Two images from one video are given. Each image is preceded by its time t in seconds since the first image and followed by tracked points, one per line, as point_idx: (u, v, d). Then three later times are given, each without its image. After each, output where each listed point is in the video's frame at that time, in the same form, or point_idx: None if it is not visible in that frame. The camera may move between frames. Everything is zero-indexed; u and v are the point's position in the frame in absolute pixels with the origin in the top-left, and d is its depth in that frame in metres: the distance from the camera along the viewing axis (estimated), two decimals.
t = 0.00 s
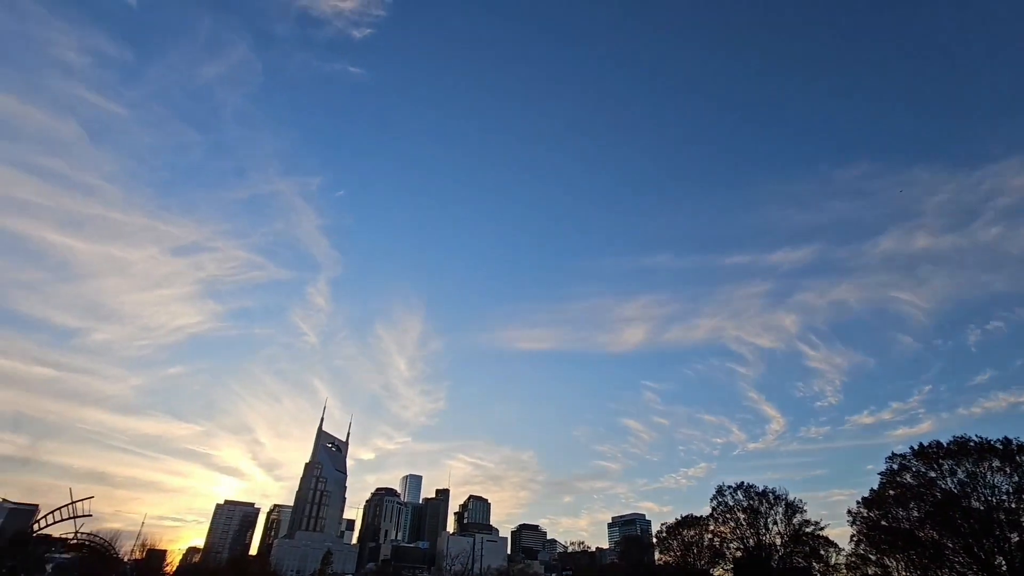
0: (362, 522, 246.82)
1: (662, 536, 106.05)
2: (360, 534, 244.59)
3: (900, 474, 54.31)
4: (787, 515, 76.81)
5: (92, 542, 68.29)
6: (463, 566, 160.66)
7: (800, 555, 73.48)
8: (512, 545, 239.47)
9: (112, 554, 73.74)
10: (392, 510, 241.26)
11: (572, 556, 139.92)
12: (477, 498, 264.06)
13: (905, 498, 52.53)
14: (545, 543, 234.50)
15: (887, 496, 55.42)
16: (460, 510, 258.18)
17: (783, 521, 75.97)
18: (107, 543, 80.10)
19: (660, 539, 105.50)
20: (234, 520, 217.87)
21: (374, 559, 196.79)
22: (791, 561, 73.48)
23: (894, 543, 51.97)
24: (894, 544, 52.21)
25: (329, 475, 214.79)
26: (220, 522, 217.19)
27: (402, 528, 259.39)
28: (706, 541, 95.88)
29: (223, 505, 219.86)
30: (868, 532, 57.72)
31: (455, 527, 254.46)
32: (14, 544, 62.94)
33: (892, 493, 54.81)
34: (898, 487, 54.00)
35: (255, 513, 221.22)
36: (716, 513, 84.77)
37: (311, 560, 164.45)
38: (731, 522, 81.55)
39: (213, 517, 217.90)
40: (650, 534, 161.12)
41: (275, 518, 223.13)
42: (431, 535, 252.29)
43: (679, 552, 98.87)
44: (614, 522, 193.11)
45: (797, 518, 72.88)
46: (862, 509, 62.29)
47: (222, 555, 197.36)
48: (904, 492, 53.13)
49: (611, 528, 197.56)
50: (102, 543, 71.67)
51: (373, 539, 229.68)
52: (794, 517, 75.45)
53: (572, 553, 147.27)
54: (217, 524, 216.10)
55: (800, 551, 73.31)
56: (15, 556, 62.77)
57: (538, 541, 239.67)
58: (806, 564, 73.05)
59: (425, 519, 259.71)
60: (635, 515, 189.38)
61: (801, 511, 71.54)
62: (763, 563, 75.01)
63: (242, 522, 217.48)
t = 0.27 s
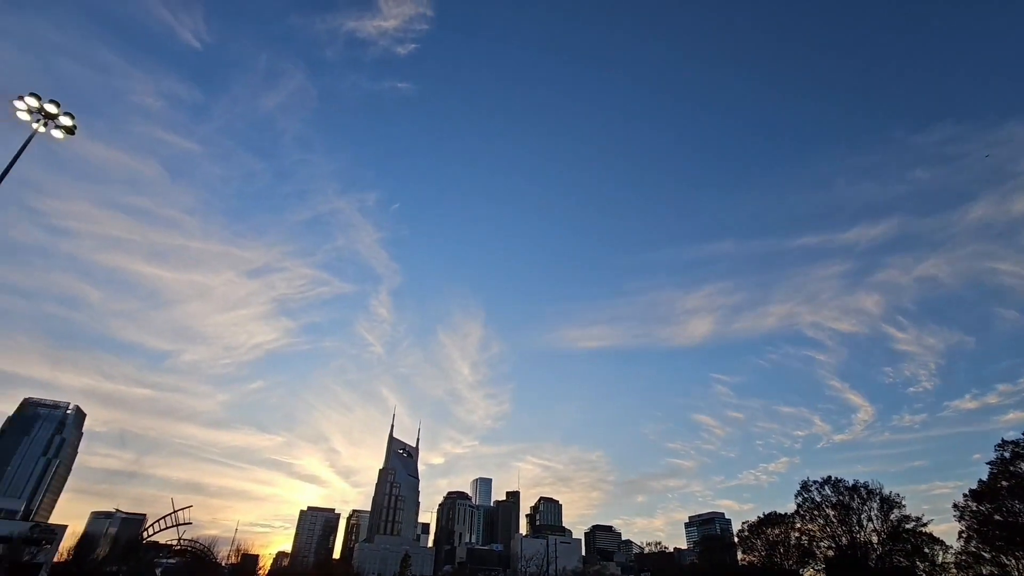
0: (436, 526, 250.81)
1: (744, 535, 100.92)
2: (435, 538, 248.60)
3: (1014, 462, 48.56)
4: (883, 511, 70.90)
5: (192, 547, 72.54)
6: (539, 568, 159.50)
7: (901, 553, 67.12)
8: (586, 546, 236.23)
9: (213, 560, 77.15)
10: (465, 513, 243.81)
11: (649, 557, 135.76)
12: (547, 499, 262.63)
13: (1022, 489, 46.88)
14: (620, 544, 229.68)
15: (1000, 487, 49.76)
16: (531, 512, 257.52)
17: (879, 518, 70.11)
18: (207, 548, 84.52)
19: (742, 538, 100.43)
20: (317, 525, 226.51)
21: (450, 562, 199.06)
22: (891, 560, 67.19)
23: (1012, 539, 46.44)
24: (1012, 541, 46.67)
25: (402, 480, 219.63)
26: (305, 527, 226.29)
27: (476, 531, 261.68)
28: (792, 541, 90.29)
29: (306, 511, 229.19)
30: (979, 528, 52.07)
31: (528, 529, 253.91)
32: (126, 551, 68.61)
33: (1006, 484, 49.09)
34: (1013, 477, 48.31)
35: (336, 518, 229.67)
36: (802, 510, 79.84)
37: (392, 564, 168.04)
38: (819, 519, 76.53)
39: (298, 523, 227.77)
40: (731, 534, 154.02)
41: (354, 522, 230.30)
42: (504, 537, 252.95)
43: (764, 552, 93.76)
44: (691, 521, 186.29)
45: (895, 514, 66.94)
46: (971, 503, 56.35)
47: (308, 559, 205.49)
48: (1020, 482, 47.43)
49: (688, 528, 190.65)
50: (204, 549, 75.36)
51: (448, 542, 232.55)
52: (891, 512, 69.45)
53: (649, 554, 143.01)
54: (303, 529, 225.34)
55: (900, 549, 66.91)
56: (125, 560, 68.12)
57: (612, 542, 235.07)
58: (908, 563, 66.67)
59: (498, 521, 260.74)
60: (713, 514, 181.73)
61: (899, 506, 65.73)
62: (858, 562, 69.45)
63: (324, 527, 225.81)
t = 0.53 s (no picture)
0: (483, 529, 251.15)
1: (800, 534, 96.76)
2: (483, 541, 249.05)
3: None
4: (954, 507, 66.22)
5: (251, 552, 74.36)
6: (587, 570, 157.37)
7: (973, 551, 62.17)
8: (635, 547, 232.27)
9: (271, 564, 78.75)
10: (511, 515, 243.50)
11: (702, 558, 132.00)
12: (594, 499, 259.53)
13: None
14: (671, 545, 224.72)
15: None
16: (578, 514, 255.04)
17: (949, 515, 65.59)
18: (264, 553, 86.61)
19: (799, 538, 96.25)
20: (367, 530, 230.20)
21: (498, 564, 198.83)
22: (962, 559, 62.33)
23: None
24: None
25: (447, 484, 221.03)
26: (356, 532, 230.21)
27: (522, 533, 260.93)
28: (854, 540, 85.74)
29: (356, 516, 233.24)
30: None
31: (575, 531, 251.42)
32: (190, 556, 71.01)
33: None
34: None
35: (384, 522, 233.15)
36: (864, 508, 75.82)
37: (441, 567, 169.02)
38: (882, 517, 72.51)
39: (349, 527, 231.92)
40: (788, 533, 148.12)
41: (403, 526, 233.08)
42: (551, 539, 251.28)
43: (823, 551, 89.60)
44: (744, 520, 180.45)
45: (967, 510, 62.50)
46: None
47: (360, 563, 209.03)
48: None
49: (741, 527, 184.65)
50: (261, 553, 76.95)
51: (495, 545, 232.19)
52: (962, 509, 64.76)
53: (702, 554, 138.84)
54: (353, 533, 229.44)
55: (972, 547, 61.99)
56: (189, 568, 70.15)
57: (662, 543, 230.33)
58: (983, 562, 61.40)
59: (544, 523, 259.21)
60: (768, 512, 175.38)
61: (970, 501, 61.31)
62: (925, 562, 65.10)
63: (374, 532, 229.34)
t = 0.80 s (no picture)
0: (518, 530, 250.81)
1: (846, 532, 93.62)
2: (518, 542, 248.70)
3: None
4: (1011, 502, 62.94)
5: (292, 556, 75.46)
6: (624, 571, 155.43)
7: None
8: (673, 548, 228.70)
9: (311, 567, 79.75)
10: (545, 516, 242.57)
11: (743, 558, 128.86)
12: (628, 499, 256.46)
13: None
14: (710, 545, 220.52)
15: None
16: (613, 514, 252.49)
17: (1006, 511, 62.33)
18: (305, 555, 87.87)
19: (845, 536, 93.24)
20: (403, 532, 232.22)
21: (534, 565, 198.22)
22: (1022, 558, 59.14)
23: None
24: None
25: (481, 485, 221.44)
26: (392, 534, 232.43)
27: (557, 534, 259.66)
28: (903, 537, 82.50)
29: (392, 518, 235.50)
30: None
31: (611, 531, 248.99)
32: (233, 560, 72.55)
33: None
34: None
35: (419, 524, 234.64)
36: (913, 504, 72.79)
37: (477, 568, 169.34)
38: (933, 513, 69.45)
39: (385, 530, 233.67)
40: (832, 532, 143.68)
41: (438, 528, 234.41)
42: (587, 539, 249.32)
43: (871, 550, 86.44)
44: (786, 519, 175.93)
45: None
46: None
47: (397, 565, 211.18)
48: None
49: (783, 526, 179.96)
50: (301, 556, 77.91)
51: (530, 546, 231.57)
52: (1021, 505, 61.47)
53: (742, 554, 135.76)
54: (390, 536, 231.67)
55: None
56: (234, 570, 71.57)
57: (701, 543, 226.28)
58: None
59: (579, 524, 257.38)
60: (810, 510, 170.50)
61: None
62: (982, 560, 62.01)
63: (410, 534, 231.28)
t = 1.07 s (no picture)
0: (548, 531, 250.17)
1: (888, 530, 90.73)
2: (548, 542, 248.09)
3: None
4: None
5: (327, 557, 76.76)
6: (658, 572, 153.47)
7: None
8: (707, 547, 225.28)
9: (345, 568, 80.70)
10: (575, 516, 241.55)
11: (780, 557, 125.95)
12: (659, 499, 253.54)
13: None
14: (744, 544, 216.59)
15: None
16: (644, 514, 249.94)
17: None
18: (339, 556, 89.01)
19: (886, 533, 90.42)
20: (434, 533, 233.65)
21: (566, 566, 197.36)
22: None
23: None
24: None
25: (509, 486, 221.57)
26: (423, 535, 234.12)
27: (588, 534, 258.21)
28: (949, 535, 79.50)
29: (422, 520, 237.21)
30: None
31: (642, 531, 246.56)
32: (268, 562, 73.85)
33: None
34: None
35: (450, 525, 235.91)
36: (958, 499, 70.14)
37: (508, 569, 169.48)
38: (980, 509, 66.79)
39: (416, 531, 235.83)
40: (873, 530, 139.73)
41: (468, 529, 235.30)
42: (618, 539, 247.38)
43: (915, 548, 83.55)
44: (824, 518, 171.66)
45: None
46: None
47: (429, 566, 212.72)
48: None
49: (821, 525, 175.62)
50: (334, 558, 78.86)
51: (561, 546, 230.77)
52: None
53: (779, 553, 132.94)
54: (421, 537, 233.46)
55: None
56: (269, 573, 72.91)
57: (735, 542, 222.41)
58: None
59: (610, 524, 255.55)
60: (849, 507, 166.10)
61: None
62: None
63: (441, 535, 232.67)
